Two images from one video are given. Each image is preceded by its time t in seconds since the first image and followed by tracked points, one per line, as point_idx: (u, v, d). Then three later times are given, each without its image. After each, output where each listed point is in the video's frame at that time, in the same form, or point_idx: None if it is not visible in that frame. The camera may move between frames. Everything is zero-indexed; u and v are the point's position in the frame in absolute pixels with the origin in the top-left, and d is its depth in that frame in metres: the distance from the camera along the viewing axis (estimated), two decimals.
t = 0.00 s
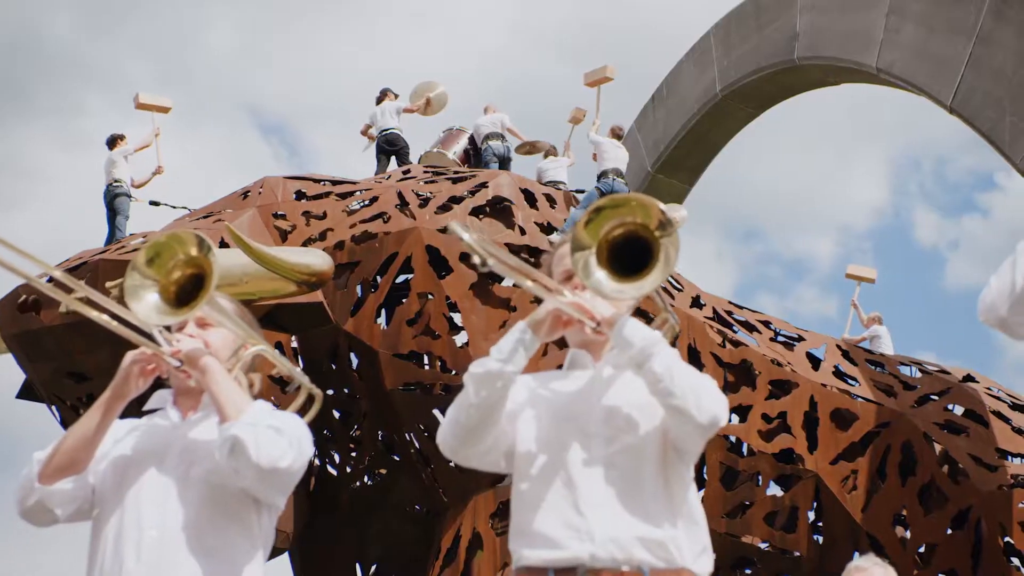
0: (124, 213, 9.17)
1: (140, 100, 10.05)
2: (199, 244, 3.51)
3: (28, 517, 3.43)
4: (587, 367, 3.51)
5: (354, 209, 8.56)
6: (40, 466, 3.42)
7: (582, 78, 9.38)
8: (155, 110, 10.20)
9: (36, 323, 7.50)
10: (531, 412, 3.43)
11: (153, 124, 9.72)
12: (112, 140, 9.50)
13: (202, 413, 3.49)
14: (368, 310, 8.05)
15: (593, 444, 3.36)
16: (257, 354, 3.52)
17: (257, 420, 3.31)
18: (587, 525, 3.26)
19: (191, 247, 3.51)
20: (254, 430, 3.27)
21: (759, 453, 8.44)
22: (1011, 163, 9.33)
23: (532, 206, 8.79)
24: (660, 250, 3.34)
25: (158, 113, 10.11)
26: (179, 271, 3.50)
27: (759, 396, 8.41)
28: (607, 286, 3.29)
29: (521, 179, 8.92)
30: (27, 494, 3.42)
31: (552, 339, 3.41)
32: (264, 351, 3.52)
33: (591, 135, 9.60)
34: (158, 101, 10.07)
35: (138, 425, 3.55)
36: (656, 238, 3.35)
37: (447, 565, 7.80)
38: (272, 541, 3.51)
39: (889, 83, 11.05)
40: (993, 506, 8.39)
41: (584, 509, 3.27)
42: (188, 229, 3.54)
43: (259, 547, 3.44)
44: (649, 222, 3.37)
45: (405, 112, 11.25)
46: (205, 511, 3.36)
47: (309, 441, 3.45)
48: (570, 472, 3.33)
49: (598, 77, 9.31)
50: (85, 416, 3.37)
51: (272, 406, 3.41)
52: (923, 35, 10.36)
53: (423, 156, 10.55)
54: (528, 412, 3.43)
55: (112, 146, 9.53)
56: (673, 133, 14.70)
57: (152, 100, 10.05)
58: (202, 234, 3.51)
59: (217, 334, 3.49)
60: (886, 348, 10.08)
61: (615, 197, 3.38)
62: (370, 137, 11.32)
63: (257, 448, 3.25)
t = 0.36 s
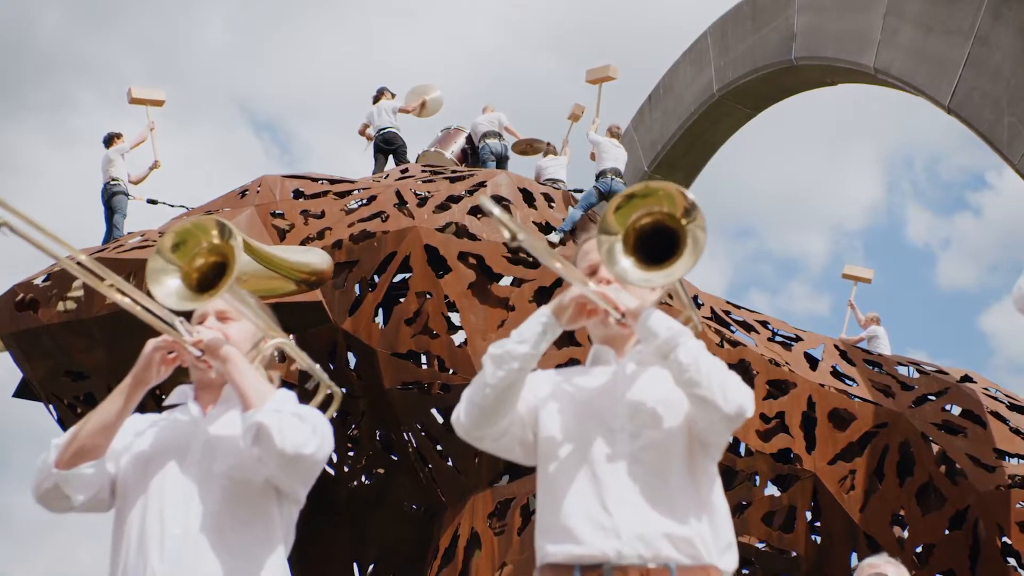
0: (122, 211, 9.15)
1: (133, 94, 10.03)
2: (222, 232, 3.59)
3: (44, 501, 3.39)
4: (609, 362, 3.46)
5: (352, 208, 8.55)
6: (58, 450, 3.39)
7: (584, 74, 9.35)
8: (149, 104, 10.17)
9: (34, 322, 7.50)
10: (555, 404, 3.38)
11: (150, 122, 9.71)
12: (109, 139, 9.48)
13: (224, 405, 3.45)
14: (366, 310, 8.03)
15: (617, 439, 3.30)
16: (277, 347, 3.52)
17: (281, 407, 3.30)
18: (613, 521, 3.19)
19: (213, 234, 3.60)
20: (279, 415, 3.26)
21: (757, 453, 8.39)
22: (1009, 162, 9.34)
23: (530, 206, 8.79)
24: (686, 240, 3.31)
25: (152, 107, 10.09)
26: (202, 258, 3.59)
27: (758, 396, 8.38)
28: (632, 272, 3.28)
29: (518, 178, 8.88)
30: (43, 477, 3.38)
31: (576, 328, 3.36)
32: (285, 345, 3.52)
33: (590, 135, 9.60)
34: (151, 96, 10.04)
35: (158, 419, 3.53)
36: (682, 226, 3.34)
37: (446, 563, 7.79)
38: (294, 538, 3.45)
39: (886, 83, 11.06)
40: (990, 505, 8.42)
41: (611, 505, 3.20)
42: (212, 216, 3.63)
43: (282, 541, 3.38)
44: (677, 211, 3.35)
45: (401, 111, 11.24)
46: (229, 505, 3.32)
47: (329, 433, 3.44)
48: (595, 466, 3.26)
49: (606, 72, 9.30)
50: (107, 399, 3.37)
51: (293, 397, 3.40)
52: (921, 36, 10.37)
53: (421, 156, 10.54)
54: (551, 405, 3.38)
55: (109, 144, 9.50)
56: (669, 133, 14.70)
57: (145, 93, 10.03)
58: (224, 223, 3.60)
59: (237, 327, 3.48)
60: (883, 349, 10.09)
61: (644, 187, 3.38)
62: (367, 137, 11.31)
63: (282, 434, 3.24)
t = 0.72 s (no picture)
0: (121, 209, 9.14)
1: (130, 90, 10.01)
2: (243, 238, 3.43)
3: (82, 530, 3.25)
4: (636, 358, 3.38)
5: (352, 206, 8.54)
6: (91, 480, 3.23)
7: (587, 70, 9.35)
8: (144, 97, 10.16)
9: (32, 320, 7.47)
10: (581, 403, 3.30)
11: (148, 119, 9.69)
12: (107, 136, 9.46)
13: (248, 400, 3.36)
14: (366, 308, 8.02)
15: (644, 435, 3.21)
16: (299, 344, 3.41)
17: (311, 413, 3.19)
18: (643, 515, 3.09)
19: (234, 242, 3.43)
20: (308, 424, 3.15)
21: (757, 453, 8.37)
22: (1008, 163, 9.35)
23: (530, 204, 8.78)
24: (716, 235, 3.21)
25: (148, 101, 10.08)
26: (224, 267, 3.43)
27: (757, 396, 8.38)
28: (662, 268, 3.17)
29: (519, 176, 8.89)
30: (80, 508, 3.23)
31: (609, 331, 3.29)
32: (306, 342, 3.41)
33: (590, 133, 9.60)
34: (147, 91, 10.03)
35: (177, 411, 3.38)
36: (713, 221, 3.23)
37: (446, 563, 7.78)
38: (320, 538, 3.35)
39: (885, 83, 11.07)
40: (989, 505, 8.45)
41: (640, 499, 3.11)
42: (230, 224, 3.46)
43: (309, 542, 3.28)
44: (707, 205, 3.25)
45: (399, 110, 11.23)
46: (258, 505, 3.21)
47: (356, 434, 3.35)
48: (622, 462, 3.17)
49: (609, 69, 9.28)
50: (135, 433, 3.16)
51: (319, 397, 3.30)
52: (920, 35, 10.37)
53: (420, 155, 10.53)
54: (577, 403, 3.31)
55: (107, 142, 9.49)
56: (668, 132, 14.70)
57: (141, 87, 10.02)
58: (245, 229, 3.43)
59: (258, 322, 3.38)
60: (883, 348, 10.10)
61: (673, 180, 3.28)
62: (365, 135, 11.30)
63: (312, 442, 3.14)
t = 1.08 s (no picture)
0: (121, 207, 9.13)
1: (127, 86, 10.00)
2: (268, 225, 3.38)
3: (102, 516, 3.28)
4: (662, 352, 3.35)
5: (352, 205, 8.52)
6: (112, 466, 3.25)
7: (588, 68, 9.33)
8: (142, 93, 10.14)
9: (32, 318, 7.46)
10: (607, 395, 3.28)
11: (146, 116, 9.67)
12: (106, 134, 9.44)
13: (268, 395, 3.32)
14: (367, 307, 7.97)
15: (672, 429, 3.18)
16: (319, 338, 3.39)
17: (331, 402, 3.16)
18: (670, 511, 3.07)
19: (260, 228, 3.39)
20: (329, 412, 3.13)
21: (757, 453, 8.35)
22: (1009, 163, 9.34)
23: (530, 202, 8.78)
24: (746, 225, 3.18)
25: (146, 97, 10.06)
26: (248, 253, 3.39)
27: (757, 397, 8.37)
28: (691, 258, 3.14)
29: (519, 175, 8.89)
30: (101, 494, 3.25)
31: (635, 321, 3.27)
32: (326, 337, 3.40)
33: (590, 133, 9.59)
34: (144, 86, 10.01)
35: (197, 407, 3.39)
36: (743, 213, 3.21)
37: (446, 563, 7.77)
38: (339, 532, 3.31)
39: (885, 84, 11.06)
40: (989, 504, 8.44)
41: (668, 495, 3.08)
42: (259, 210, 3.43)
43: (328, 538, 3.23)
44: (737, 198, 3.23)
45: (399, 109, 11.22)
46: (277, 496, 3.18)
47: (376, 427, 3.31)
48: (650, 456, 3.14)
49: (608, 65, 9.27)
50: (159, 413, 3.19)
51: (340, 388, 3.27)
52: (921, 35, 10.37)
53: (420, 153, 10.52)
54: (603, 397, 3.28)
55: (106, 140, 9.47)
56: (667, 132, 14.70)
57: (139, 83, 10.00)
58: (271, 216, 3.39)
59: (279, 318, 3.35)
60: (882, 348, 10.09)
61: (704, 172, 3.26)
62: (365, 134, 11.28)
63: (333, 428, 3.10)
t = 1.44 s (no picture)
0: (120, 207, 9.11)
1: (126, 86, 9.99)
2: (288, 220, 3.43)
3: (116, 506, 3.27)
4: (682, 353, 3.34)
5: (352, 205, 8.51)
6: (127, 455, 3.23)
7: (587, 67, 9.33)
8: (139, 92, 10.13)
9: (32, 318, 7.44)
10: (628, 392, 3.27)
11: (145, 115, 9.66)
12: (105, 134, 9.43)
13: (284, 395, 3.34)
14: (367, 307, 7.96)
15: (695, 427, 3.16)
16: (335, 338, 3.49)
17: (349, 396, 3.20)
18: (694, 511, 3.04)
19: (280, 222, 3.44)
20: (346, 405, 3.16)
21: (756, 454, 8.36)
22: (1009, 164, 9.35)
23: (530, 202, 8.77)
24: (771, 220, 3.19)
25: (144, 96, 10.05)
26: (267, 247, 3.42)
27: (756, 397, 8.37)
28: (716, 255, 3.14)
29: (518, 175, 8.89)
30: (117, 483, 3.24)
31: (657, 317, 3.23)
32: (342, 335, 3.50)
33: (590, 132, 9.59)
34: (142, 87, 10.00)
35: (216, 409, 3.40)
36: (767, 209, 3.21)
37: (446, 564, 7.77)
38: (355, 531, 3.33)
39: (884, 84, 11.06)
40: (990, 504, 8.44)
41: (691, 494, 3.06)
42: (280, 205, 3.47)
43: (344, 535, 3.25)
44: (761, 193, 3.22)
45: (398, 109, 11.21)
46: (294, 495, 3.20)
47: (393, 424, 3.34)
48: (673, 454, 3.12)
49: (608, 64, 9.27)
50: (176, 404, 3.17)
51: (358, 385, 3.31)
52: (920, 36, 10.37)
53: (419, 153, 10.51)
54: (624, 395, 3.27)
55: (104, 140, 9.45)
56: (666, 132, 14.70)
57: (137, 83, 9.99)
58: (292, 211, 3.44)
59: (296, 318, 3.44)
60: (881, 349, 10.10)
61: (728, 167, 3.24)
62: (364, 134, 11.28)
63: (350, 422, 3.13)
